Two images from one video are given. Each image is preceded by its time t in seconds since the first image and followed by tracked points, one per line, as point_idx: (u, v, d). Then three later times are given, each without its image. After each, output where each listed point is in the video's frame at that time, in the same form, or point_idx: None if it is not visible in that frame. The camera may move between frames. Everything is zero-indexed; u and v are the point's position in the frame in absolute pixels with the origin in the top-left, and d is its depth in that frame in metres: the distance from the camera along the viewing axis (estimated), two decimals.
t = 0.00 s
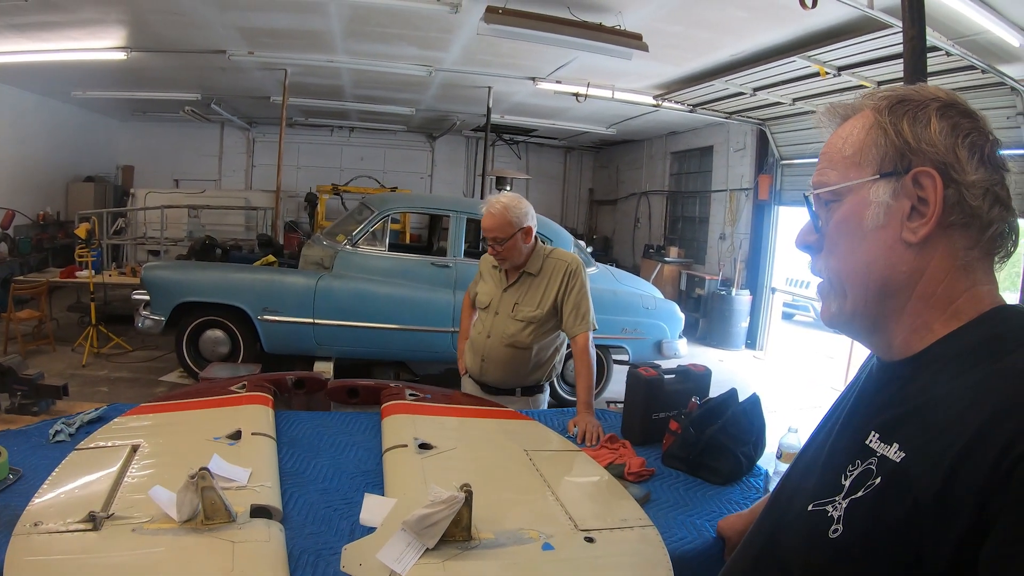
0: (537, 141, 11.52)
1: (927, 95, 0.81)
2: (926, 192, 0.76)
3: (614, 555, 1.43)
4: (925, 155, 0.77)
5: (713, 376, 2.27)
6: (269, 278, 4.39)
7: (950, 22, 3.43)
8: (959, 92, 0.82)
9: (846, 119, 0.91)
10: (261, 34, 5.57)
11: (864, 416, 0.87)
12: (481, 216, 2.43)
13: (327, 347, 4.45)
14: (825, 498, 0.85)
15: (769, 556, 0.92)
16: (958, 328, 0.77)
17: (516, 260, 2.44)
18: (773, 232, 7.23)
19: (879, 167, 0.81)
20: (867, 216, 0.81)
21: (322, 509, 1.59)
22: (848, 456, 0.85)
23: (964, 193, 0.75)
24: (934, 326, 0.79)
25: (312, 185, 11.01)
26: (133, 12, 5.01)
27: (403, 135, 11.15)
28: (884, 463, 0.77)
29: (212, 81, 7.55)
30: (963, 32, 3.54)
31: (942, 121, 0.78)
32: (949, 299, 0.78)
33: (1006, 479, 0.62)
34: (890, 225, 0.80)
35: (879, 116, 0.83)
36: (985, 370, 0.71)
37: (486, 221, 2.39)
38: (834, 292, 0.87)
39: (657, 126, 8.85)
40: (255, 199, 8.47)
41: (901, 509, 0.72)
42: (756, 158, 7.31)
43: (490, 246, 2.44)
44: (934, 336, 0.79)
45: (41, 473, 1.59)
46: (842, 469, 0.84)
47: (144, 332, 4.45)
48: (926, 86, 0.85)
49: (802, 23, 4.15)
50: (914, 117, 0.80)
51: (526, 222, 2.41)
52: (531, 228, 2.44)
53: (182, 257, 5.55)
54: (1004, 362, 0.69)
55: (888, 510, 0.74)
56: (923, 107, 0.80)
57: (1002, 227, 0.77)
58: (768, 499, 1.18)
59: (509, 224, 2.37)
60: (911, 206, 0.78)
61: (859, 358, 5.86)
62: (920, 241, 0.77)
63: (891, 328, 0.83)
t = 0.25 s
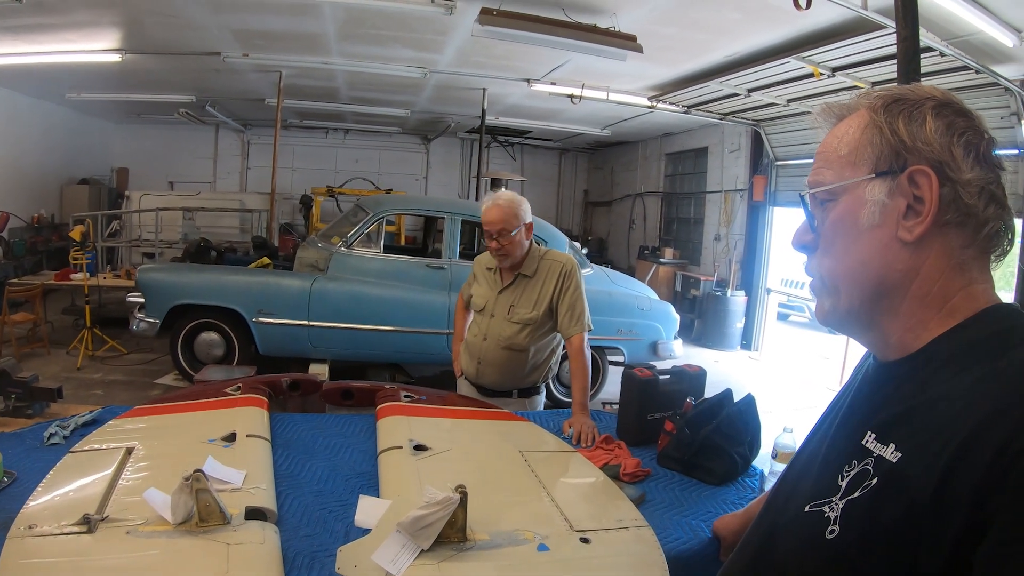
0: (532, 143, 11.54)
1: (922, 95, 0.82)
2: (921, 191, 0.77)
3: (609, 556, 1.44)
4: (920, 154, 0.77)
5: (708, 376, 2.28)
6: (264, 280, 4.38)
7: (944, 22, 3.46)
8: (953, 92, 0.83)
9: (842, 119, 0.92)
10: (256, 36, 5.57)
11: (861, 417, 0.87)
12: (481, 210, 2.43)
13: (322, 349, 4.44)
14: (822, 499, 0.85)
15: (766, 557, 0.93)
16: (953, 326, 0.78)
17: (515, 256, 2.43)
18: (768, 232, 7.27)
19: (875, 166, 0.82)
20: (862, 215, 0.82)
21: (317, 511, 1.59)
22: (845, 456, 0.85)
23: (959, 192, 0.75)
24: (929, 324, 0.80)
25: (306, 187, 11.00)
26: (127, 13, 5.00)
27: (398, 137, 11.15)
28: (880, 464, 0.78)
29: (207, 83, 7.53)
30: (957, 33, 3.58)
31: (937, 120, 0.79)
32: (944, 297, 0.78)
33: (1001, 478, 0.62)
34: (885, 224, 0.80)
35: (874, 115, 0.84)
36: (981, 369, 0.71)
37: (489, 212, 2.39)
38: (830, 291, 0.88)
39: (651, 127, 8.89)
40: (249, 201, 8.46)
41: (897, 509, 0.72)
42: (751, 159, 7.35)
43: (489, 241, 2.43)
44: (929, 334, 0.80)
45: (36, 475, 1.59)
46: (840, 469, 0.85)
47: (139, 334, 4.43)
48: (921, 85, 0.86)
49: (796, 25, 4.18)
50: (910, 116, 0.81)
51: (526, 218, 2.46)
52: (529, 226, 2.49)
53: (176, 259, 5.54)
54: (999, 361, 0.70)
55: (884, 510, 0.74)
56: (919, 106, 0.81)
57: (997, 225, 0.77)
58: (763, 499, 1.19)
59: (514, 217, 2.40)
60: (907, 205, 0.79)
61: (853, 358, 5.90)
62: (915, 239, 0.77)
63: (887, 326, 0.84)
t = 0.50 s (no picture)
0: (527, 145, 11.57)
1: (916, 96, 0.83)
2: (916, 190, 0.78)
3: (605, 556, 1.44)
4: (914, 154, 0.79)
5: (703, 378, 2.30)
6: (259, 283, 4.37)
7: (937, 25, 3.50)
8: (946, 93, 0.84)
9: (836, 121, 0.94)
10: (252, 39, 5.57)
11: (857, 415, 0.88)
12: (492, 202, 2.48)
13: (318, 353, 4.43)
14: (819, 496, 0.86)
15: (764, 556, 0.93)
16: (948, 324, 0.79)
17: (518, 253, 2.45)
18: (763, 235, 7.30)
19: (870, 166, 0.83)
20: (857, 215, 0.84)
21: (314, 513, 1.59)
22: (843, 454, 0.86)
23: (953, 191, 0.76)
24: (924, 323, 0.81)
25: (301, 190, 10.98)
26: (123, 16, 4.99)
27: (393, 141, 11.16)
28: (877, 461, 0.78)
29: (202, 86, 7.52)
30: (950, 36, 3.61)
31: (931, 120, 0.80)
32: (939, 296, 0.79)
33: (995, 472, 0.63)
34: (880, 224, 0.81)
35: (868, 116, 0.86)
36: (976, 365, 0.72)
37: (500, 203, 2.44)
38: (826, 291, 0.89)
39: (646, 130, 8.93)
40: (244, 205, 8.44)
41: (893, 505, 0.73)
42: (745, 162, 7.39)
43: (495, 232, 2.46)
44: (924, 333, 0.81)
45: (32, 477, 1.58)
46: (837, 467, 0.86)
47: (134, 337, 4.41)
48: (914, 87, 0.87)
49: (790, 28, 4.21)
50: (903, 117, 0.82)
51: (532, 219, 2.50)
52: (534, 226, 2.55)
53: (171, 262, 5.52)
54: (992, 358, 0.71)
55: (880, 506, 0.74)
56: (912, 107, 0.82)
57: (991, 225, 0.78)
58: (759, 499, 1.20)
59: (522, 213, 2.45)
60: (901, 204, 0.80)
61: (848, 359, 5.93)
62: (910, 238, 0.78)
63: (883, 325, 0.85)
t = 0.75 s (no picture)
0: (523, 147, 11.59)
1: (910, 104, 0.84)
2: (910, 198, 0.79)
3: (600, 560, 1.45)
4: (909, 162, 0.79)
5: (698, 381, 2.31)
6: (255, 286, 4.36)
7: (933, 27, 3.52)
8: (940, 101, 0.85)
9: (830, 128, 0.95)
10: (249, 41, 5.56)
11: (850, 422, 0.89)
12: (491, 204, 2.49)
13: (314, 355, 4.42)
14: (812, 503, 0.87)
15: (757, 561, 0.94)
16: (940, 331, 0.79)
17: (517, 255, 2.45)
18: (758, 237, 7.33)
19: (864, 174, 0.84)
20: (851, 222, 0.84)
21: (308, 517, 1.59)
22: (836, 460, 0.86)
23: (946, 199, 0.77)
24: (918, 330, 0.82)
25: (298, 192, 10.97)
26: (119, 18, 4.98)
27: (389, 142, 11.16)
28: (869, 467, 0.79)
29: (199, 87, 7.51)
30: (945, 38, 3.64)
31: (924, 128, 0.81)
32: (932, 303, 0.80)
33: (988, 482, 0.63)
34: (875, 231, 0.82)
35: (862, 122, 0.87)
36: (969, 371, 0.72)
37: (500, 206, 2.45)
38: (820, 297, 0.90)
39: (642, 132, 8.96)
40: (240, 206, 8.42)
41: (883, 512, 0.74)
42: (741, 164, 7.42)
43: (495, 234, 2.47)
44: (917, 340, 0.82)
45: (27, 482, 1.57)
46: (830, 473, 0.86)
47: (130, 340, 4.39)
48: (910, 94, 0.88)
49: (787, 30, 4.24)
50: (898, 123, 0.83)
51: (532, 222, 2.51)
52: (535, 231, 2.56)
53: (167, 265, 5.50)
54: (987, 364, 0.71)
55: (871, 513, 0.75)
56: (906, 115, 0.83)
57: (985, 232, 0.79)
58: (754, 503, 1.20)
59: (523, 216, 2.46)
60: (895, 211, 0.81)
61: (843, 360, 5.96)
62: (904, 245, 0.79)
63: (876, 332, 0.86)
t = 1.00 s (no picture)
0: (520, 146, 11.58)
1: (909, 104, 0.85)
2: (910, 198, 0.79)
3: (598, 560, 1.45)
4: (909, 162, 0.80)
5: (695, 380, 2.31)
6: (252, 285, 4.35)
7: (929, 25, 3.53)
8: (939, 101, 0.86)
9: (828, 128, 0.95)
10: (244, 40, 5.54)
11: (848, 420, 0.89)
12: (490, 203, 2.49)
13: (311, 354, 4.42)
14: (810, 501, 0.87)
15: (754, 559, 0.94)
16: (939, 331, 0.80)
17: (514, 254, 2.45)
18: (755, 235, 7.35)
19: (863, 174, 0.84)
20: (851, 222, 0.85)
21: (306, 517, 1.58)
22: (834, 458, 0.87)
23: (946, 199, 0.78)
24: (917, 329, 0.82)
25: (294, 190, 10.93)
26: (115, 17, 4.95)
27: (386, 141, 11.14)
28: (868, 464, 0.79)
29: (194, 87, 7.49)
30: (942, 36, 3.65)
31: (924, 128, 0.81)
32: (932, 303, 0.80)
33: (988, 482, 0.63)
34: (874, 231, 0.82)
35: (862, 123, 0.87)
36: (968, 370, 0.72)
37: (499, 205, 2.45)
38: (820, 297, 0.90)
39: (638, 131, 8.96)
40: (237, 205, 8.39)
41: (882, 511, 0.74)
42: (738, 162, 7.44)
43: (493, 233, 2.47)
44: (916, 340, 0.82)
45: (24, 483, 1.57)
46: (827, 471, 0.87)
47: (126, 340, 4.37)
48: (910, 94, 0.89)
49: (783, 28, 4.24)
50: (898, 123, 0.83)
51: (531, 221, 2.51)
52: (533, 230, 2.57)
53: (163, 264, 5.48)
54: (985, 363, 0.72)
55: (869, 511, 0.76)
56: (906, 115, 0.84)
57: (984, 232, 0.79)
58: (752, 501, 1.21)
59: (522, 215, 2.46)
60: (895, 211, 0.81)
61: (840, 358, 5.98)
62: (904, 245, 0.79)
63: (875, 332, 0.86)
